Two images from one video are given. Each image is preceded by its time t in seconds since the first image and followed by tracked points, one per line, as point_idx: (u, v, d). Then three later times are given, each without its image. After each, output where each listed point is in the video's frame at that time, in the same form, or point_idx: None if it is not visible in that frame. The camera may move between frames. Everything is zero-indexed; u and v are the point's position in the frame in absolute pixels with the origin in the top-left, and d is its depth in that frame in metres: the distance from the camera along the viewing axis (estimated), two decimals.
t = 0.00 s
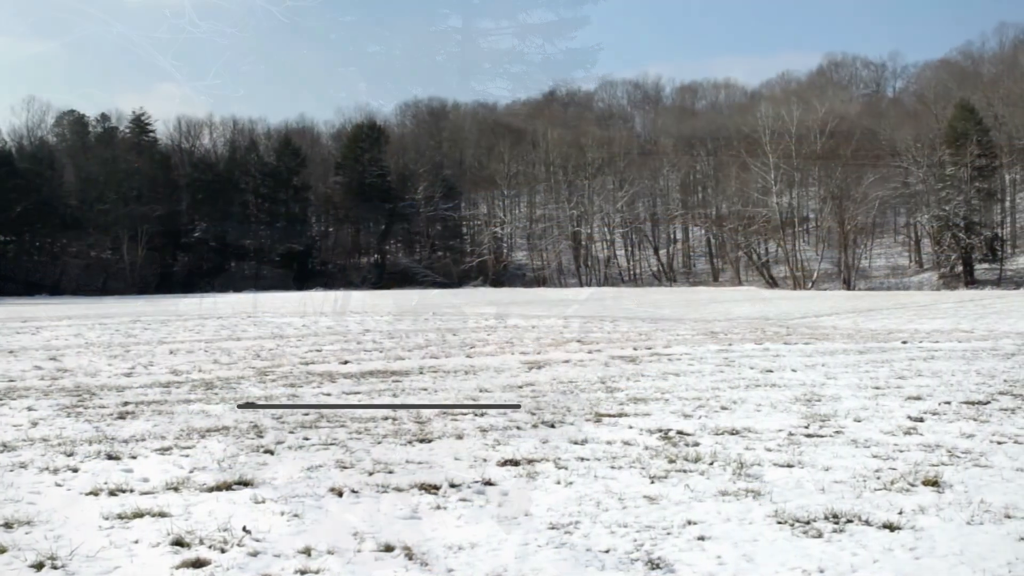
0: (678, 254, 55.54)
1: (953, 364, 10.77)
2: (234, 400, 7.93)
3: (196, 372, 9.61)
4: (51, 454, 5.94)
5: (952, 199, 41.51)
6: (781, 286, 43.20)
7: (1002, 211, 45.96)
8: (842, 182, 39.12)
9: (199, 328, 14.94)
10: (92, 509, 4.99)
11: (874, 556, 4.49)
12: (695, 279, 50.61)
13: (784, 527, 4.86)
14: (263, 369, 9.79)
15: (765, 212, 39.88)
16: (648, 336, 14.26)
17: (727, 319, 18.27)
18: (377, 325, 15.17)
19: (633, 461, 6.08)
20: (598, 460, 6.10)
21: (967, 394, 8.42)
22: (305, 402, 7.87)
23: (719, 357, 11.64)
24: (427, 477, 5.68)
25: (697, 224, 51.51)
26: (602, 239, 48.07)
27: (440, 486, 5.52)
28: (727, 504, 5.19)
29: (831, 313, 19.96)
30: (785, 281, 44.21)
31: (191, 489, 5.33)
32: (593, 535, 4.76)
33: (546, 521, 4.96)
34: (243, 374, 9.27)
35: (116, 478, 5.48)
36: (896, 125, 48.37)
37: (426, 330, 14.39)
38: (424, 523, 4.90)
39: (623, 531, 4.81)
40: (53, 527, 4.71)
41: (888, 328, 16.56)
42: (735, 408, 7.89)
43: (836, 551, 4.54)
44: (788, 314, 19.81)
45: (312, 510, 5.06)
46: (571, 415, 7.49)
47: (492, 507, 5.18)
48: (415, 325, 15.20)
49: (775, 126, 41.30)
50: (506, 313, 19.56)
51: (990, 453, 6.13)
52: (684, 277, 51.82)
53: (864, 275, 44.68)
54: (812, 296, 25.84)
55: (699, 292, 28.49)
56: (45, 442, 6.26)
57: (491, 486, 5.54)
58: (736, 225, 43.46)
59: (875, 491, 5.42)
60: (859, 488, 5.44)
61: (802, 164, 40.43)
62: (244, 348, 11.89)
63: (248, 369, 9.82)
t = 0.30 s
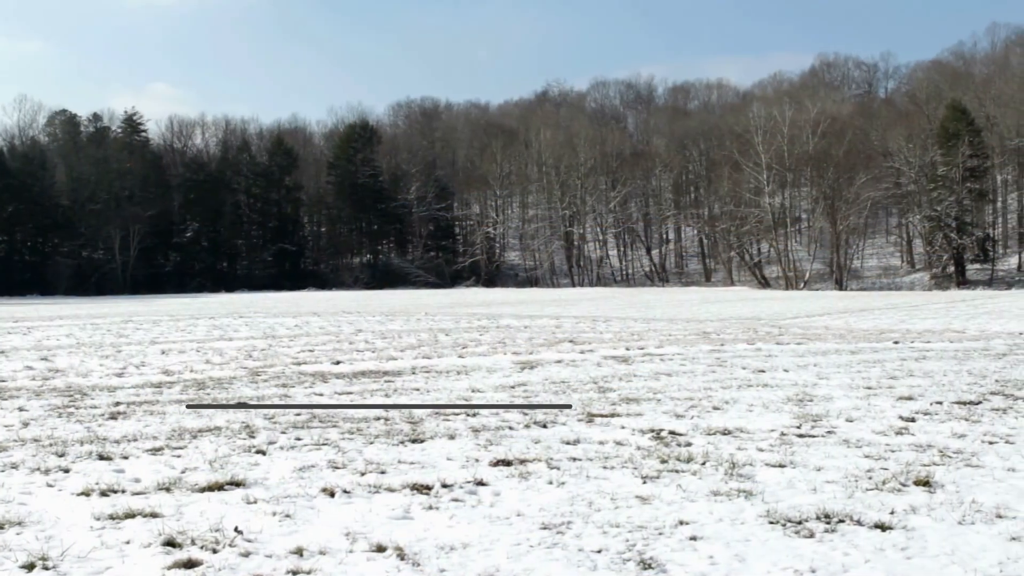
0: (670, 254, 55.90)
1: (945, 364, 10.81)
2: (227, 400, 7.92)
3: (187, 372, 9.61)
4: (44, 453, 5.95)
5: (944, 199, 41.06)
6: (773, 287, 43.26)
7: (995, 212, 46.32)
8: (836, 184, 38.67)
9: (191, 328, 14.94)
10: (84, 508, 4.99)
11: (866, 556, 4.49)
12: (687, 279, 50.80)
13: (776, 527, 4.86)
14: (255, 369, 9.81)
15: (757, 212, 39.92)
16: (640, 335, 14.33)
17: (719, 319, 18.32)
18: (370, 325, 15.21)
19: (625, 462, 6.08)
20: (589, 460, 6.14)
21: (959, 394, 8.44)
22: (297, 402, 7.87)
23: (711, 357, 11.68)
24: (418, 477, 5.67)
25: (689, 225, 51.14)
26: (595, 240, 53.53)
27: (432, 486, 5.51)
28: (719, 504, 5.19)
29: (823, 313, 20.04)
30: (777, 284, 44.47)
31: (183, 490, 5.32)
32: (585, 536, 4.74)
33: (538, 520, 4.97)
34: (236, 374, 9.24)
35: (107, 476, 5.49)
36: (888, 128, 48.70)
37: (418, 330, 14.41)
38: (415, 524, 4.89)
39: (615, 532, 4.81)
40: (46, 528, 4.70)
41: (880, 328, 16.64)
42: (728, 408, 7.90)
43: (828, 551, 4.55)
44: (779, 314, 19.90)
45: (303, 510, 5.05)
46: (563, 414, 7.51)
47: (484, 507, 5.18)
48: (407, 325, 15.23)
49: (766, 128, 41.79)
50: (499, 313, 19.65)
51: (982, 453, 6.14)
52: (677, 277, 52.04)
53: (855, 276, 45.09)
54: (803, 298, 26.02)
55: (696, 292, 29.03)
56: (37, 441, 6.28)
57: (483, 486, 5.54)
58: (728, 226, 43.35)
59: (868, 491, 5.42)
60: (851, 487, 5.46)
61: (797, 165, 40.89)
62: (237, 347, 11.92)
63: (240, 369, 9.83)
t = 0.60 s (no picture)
0: (660, 254, 56.43)
1: (934, 364, 10.85)
2: (217, 400, 7.92)
3: (177, 372, 9.61)
4: (33, 454, 5.93)
5: (933, 199, 41.78)
6: (763, 288, 43.59)
7: (983, 213, 46.72)
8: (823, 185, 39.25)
9: (180, 328, 14.96)
10: (71, 510, 4.96)
11: (854, 556, 4.49)
12: (677, 279, 51.40)
13: (765, 526, 4.86)
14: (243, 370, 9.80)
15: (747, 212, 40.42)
16: (630, 335, 14.36)
17: (708, 319, 18.41)
18: (360, 325, 15.20)
19: (614, 462, 6.08)
20: (576, 460, 6.13)
21: (948, 394, 8.47)
22: (287, 402, 7.88)
23: (701, 357, 11.71)
24: (408, 477, 5.67)
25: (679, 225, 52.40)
26: (585, 240, 54.10)
27: (421, 487, 5.51)
28: (708, 504, 5.20)
29: (812, 313, 20.18)
30: (766, 284, 44.93)
31: (172, 490, 5.32)
32: (574, 536, 4.74)
33: (528, 520, 4.97)
34: (226, 375, 9.22)
35: (94, 479, 5.48)
36: (877, 128, 49.06)
37: (408, 330, 14.43)
38: (405, 524, 4.88)
39: (605, 532, 4.81)
40: (34, 529, 4.69)
41: (869, 328, 16.76)
42: (718, 408, 7.92)
43: (817, 551, 4.56)
44: (769, 314, 20.01)
45: (292, 511, 5.04)
46: (553, 414, 7.53)
47: (474, 507, 5.17)
48: (397, 325, 15.25)
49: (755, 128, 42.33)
50: (488, 313, 19.84)
51: (972, 453, 6.14)
52: (666, 277, 52.63)
53: (845, 276, 45.59)
54: (791, 298, 26.28)
55: (685, 292, 30.00)
56: (24, 443, 6.26)
57: (472, 486, 5.54)
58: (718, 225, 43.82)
59: (856, 491, 5.44)
60: (841, 488, 5.46)
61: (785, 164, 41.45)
62: (226, 347, 11.92)
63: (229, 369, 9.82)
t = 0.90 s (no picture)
0: (648, 255, 57.02)
1: (920, 364, 10.92)
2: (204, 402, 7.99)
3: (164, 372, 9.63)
4: (19, 455, 5.92)
5: (920, 199, 42.29)
6: (751, 288, 44.17)
7: (969, 213, 47.15)
8: (811, 184, 40.02)
9: (169, 327, 15.02)
10: (56, 511, 4.95)
11: (840, 555, 4.50)
12: (665, 279, 52.16)
13: (751, 526, 4.87)
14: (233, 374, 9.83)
15: (735, 213, 41.14)
16: (619, 335, 14.44)
17: (696, 319, 18.56)
18: (348, 325, 15.27)
19: (602, 462, 6.09)
20: (563, 460, 6.15)
21: (935, 394, 8.51)
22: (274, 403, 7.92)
23: (688, 357, 11.78)
24: (395, 477, 5.68)
25: (665, 225, 53.35)
26: (572, 240, 54.76)
27: (408, 487, 5.51)
28: (695, 504, 5.20)
29: (799, 314, 20.38)
30: (754, 283, 45.50)
31: (158, 490, 5.31)
32: (561, 536, 4.75)
33: (515, 520, 4.97)
34: (214, 376, 9.25)
35: (80, 479, 5.46)
36: (864, 129, 49.60)
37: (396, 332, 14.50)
38: (392, 524, 4.89)
39: (592, 532, 4.81)
40: (20, 530, 4.67)
41: (854, 327, 16.96)
42: (706, 408, 7.95)
43: (803, 550, 4.57)
44: (757, 315, 20.19)
45: (279, 511, 5.04)
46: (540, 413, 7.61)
47: (462, 507, 5.18)
48: (386, 325, 15.31)
49: (743, 128, 43.03)
50: (475, 313, 20.21)
51: (959, 453, 6.16)
52: (654, 277, 53.30)
53: (833, 276, 46.15)
54: (777, 298, 26.58)
55: (670, 293, 30.73)
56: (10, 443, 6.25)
57: (459, 486, 5.54)
58: (706, 226, 44.70)
59: (843, 491, 5.45)
60: (829, 488, 5.46)
61: (773, 165, 42.10)
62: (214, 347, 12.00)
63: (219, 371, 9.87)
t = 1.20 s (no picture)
0: (637, 255, 57.61)
1: (908, 364, 10.97)
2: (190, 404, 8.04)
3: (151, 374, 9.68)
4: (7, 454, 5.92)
5: (908, 199, 42.89)
6: (739, 287, 44.67)
7: (956, 213, 47.66)
8: (799, 185, 41.03)
9: (157, 328, 15.08)
10: (44, 511, 4.93)
11: (829, 555, 4.51)
12: (653, 279, 52.80)
13: (739, 526, 4.88)
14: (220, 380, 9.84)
15: (723, 213, 41.75)
16: (608, 336, 14.49)
17: (685, 319, 18.67)
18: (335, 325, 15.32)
19: (590, 462, 6.09)
20: (551, 459, 6.17)
21: (921, 394, 8.54)
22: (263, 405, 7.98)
23: (676, 357, 11.85)
24: (384, 477, 5.68)
25: (654, 225, 54.02)
26: (561, 240, 55.41)
27: (397, 487, 5.51)
28: (683, 504, 5.21)
29: (786, 313, 20.57)
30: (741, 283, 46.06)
31: (146, 491, 5.30)
32: (550, 536, 4.74)
33: (503, 520, 4.97)
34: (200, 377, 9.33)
35: (67, 480, 5.45)
36: (852, 130, 50.20)
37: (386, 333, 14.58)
38: (380, 524, 4.88)
39: (581, 532, 4.81)
40: (5, 531, 4.66)
41: (841, 327, 17.09)
42: (694, 408, 8.00)
43: (791, 550, 4.57)
44: (747, 315, 20.34)
45: (267, 511, 5.03)
46: (527, 415, 7.74)
47: (450, 507, 5.18)
48: (376, 326, 15.39)
49: (731, 128, 43.73)
50: (462, 313, 20.45)
51: (946, 453, 6.18)
52: (642, 277, 53.93)
53: (821, 277, 46.75)
54: (766, 298, 26.87)
55: (658, 293, 31.34)
56: None
57: (448, 487, 5.54)
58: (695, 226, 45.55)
59: (831, 490, 5.46)
60: (817, 488, 5.48)
61: (761, 165, 42.81)
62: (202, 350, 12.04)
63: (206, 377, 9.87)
